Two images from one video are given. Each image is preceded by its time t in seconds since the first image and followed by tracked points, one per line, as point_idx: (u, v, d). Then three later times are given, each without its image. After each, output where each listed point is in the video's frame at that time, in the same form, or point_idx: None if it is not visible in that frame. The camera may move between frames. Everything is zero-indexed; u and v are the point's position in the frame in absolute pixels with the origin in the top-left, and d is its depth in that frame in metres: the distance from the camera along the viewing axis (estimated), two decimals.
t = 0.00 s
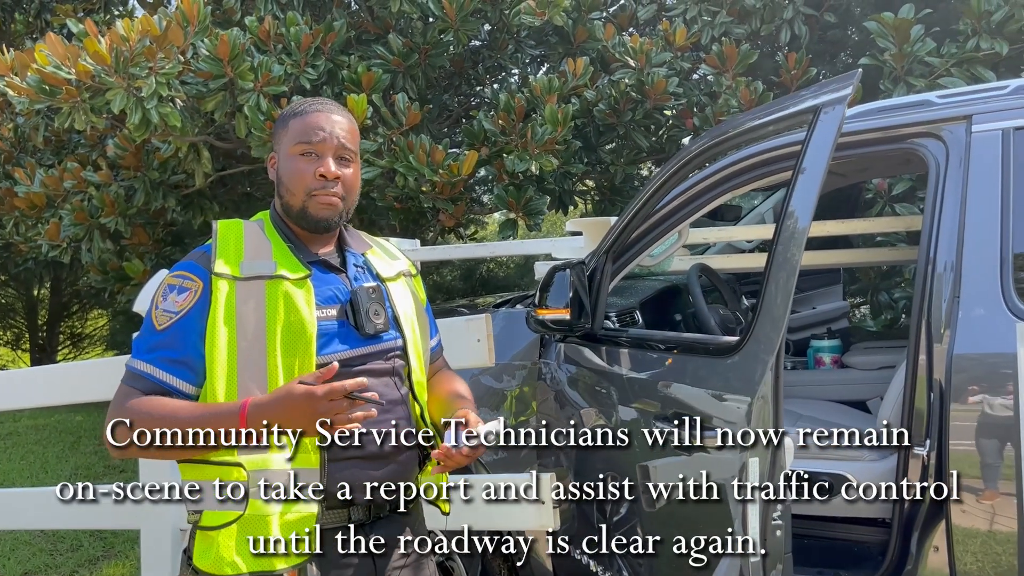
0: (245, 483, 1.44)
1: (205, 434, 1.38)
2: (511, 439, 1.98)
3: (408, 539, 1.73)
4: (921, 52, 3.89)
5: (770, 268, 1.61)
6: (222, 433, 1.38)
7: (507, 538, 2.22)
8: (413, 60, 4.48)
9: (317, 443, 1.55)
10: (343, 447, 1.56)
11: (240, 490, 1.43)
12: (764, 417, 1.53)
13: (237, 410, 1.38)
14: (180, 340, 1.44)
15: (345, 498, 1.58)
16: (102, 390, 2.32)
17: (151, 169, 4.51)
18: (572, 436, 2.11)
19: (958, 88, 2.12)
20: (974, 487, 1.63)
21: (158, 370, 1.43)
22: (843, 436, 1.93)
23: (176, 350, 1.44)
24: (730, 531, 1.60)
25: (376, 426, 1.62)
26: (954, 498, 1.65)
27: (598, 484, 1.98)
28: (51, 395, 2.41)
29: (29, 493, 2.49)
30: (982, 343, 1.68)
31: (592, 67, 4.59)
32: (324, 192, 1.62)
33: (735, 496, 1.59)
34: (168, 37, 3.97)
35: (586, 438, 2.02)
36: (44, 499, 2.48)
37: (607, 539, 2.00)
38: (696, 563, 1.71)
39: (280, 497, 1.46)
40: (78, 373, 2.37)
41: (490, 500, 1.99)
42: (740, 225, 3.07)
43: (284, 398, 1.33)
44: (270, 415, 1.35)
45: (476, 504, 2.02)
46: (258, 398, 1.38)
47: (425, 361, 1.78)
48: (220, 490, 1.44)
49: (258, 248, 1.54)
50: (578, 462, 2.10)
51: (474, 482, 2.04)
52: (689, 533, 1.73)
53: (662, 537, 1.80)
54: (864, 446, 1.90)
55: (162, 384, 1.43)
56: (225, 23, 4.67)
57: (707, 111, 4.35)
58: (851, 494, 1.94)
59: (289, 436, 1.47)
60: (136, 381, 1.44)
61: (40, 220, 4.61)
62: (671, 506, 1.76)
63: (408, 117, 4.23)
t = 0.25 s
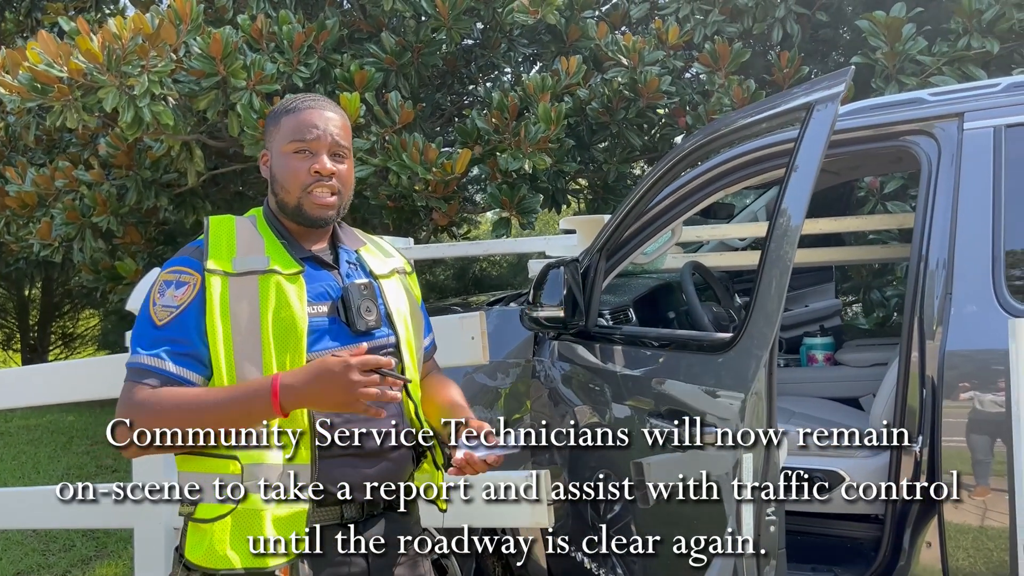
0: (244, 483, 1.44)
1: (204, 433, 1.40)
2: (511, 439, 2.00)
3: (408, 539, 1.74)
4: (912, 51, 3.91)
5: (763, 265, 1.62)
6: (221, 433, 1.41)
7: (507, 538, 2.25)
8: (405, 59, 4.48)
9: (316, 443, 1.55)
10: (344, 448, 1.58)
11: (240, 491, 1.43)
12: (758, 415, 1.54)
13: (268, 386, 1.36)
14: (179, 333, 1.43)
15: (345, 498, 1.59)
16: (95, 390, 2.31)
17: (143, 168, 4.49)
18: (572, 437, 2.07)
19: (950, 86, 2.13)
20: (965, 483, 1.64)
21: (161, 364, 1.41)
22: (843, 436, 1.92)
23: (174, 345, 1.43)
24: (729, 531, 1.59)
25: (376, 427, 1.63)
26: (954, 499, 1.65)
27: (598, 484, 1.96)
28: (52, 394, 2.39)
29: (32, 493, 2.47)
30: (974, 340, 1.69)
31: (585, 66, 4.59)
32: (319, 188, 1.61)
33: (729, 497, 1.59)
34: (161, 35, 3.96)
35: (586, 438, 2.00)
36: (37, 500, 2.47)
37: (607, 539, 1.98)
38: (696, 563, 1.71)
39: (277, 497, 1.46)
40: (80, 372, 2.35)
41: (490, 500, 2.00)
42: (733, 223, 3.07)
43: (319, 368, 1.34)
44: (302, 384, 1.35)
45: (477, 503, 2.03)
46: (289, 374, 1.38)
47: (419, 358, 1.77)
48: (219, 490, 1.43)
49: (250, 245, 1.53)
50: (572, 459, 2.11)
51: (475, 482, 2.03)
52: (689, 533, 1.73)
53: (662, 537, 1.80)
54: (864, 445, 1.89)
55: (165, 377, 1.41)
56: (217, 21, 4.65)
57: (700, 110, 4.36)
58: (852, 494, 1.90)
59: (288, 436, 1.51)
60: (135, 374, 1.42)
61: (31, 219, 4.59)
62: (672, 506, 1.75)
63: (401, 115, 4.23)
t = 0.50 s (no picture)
0: (244, 483, 1.47)
1: (205, 434, 1.39)
2: (510, 439, 2.03)
3: (409, 540, 1.76)
4: (906, 50, 3.92)
5: (756, 263, 1.62)
6: (222, 433, 1.39)
7: (507, 538, 2.27)
8: (400, 57, 4.47)
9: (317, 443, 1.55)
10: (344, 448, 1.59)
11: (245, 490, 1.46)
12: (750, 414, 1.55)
13: (298, 401, 1.42)
14: (188, 335, 1.45)
15: (345, 498, 1.60)
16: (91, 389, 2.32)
17: (138, 166, 4.48)
18: (573, 437, 2.07)
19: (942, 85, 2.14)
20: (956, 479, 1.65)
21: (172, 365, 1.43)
22: (844, 437, 1.93)
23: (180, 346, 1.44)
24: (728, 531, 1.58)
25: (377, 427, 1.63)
26: (955, 499, 1.65)
27: (598, 484, 1.97)
28: (51, 393, 2.38)
29: (28, 492, 2.48)
30: (965, 338, 1.70)
31: (579, 64, 4.60)
32: (309, 190, 1.62)
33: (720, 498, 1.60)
34: (155, 34, 3.95)
35: (587, 438, 1.99)
36: (33, 499, 2.48)
37: (608, 539, 1.96)
38: (695, 563, 1.69)
39: (280, 497, 1.49)
40: (79, 369, 2.35)
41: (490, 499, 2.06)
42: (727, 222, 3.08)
43: (353, 393, 1.43)
44: (336, 405, 1.42)
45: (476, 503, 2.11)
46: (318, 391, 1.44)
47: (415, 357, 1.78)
48: (219, 490, 1.46)
49: (250, 244, 1.54)
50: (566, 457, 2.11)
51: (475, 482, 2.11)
52: (689, 533, 1.71)
53: (662, 537, 1.79)
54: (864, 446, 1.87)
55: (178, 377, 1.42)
56: (212, 20, 4.65)
57: (694, 108, 4.37)
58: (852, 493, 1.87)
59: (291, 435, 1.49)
60: (145, 375, 1.42)
61: (25, 218, 4.58)
62: (671, 506, 1.75)
63: (395, 114, 4.23)
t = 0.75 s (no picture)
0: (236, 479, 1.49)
1: (205, 434, 1.41)
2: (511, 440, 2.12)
3: (408, 540, 1.79)
4: (900, 47, 3.94)
5: (747, 258, 1.64)
6: (222, 433, 1.42)
7: (507, 538, 2.31)
8: (396, 54, 4.48)
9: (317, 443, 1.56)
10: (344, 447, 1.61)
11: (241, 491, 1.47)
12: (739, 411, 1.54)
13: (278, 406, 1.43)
14: (183, 330, 1.45)
15: (346, 498, 1.63)
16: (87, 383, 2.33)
17: (134, 163, 4.49)
18: (572, 437, 2.07)
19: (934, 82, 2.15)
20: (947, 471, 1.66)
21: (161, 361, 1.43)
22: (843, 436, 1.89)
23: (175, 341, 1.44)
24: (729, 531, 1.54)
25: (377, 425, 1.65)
26: (956, 500, 1.65)
27: (598, 484, 1.96)
28: (50, 388, 2.39)
29: (24, 486, 2.49)
30: (956, 332, 1.71)
31: (575, 61, 4.62)
32: (306, 185, 1.63)
33: (710, 496, 1.59)
34: (151, 30, 3.95)
35: (587, 438, 1.99)
36: (29, 494, 2.49)
37: (607, 540, 1.95)
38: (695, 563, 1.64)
39: (279, 497, 1.51)
40: (78, 363, 2.36)
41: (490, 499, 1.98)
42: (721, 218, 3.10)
43: (329, 398, 1.43)
44: (314, 411, 1.43)
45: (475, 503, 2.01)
46: (299, 395, 1.46)
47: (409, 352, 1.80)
48: (219, 490, 1.47)
49: (249, 240, 1.55)
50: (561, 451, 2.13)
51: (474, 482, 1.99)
52: (688, 533, 1.68)
53: (662, 536, 1.77)
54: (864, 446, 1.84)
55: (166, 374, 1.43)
56: (208, 16, 4.65)
57: (689, 105, 4.38)
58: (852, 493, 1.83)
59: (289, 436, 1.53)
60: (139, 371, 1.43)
61: (22, 214, 4.58)
62: (671, 506, 1.72)
63: (391, 110, 4.24)
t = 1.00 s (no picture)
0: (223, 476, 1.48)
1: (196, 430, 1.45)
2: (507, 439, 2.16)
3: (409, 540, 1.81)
4: (895, 44, 3.95)
5: (737, 255, 1.65)
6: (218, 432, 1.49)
7: (507, 538, 2.31)
8: (393, 51, 4.48)
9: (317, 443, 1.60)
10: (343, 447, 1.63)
11: (240, 490, 1.49)
12: (729, 410, 1.55)
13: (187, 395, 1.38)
14: (164, 325, 1.47)
15: (346, 498, 1.65)
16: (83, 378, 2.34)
17: (132, 160, 4.50)
18: (573, 437, 2.05)
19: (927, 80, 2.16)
20: (940, 468, 1.66)
21: (130, 356, 1.47)
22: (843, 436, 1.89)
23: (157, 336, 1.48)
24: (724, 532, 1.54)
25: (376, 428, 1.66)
26: (956, 500, 1.64)
27: (598, 484, 1.94)
28: (48, 383, 2.40)
29: (22, 481, 2.51)
30: (945, 329, 1.72)
31: (572, 58, 4.63)
32: (304, 167, 1.64)
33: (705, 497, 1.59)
34: (148, 28, 3.96)
35: (587, 438, 1.97)
36: (27, 489, 2.50)
37: (608, 540, 1.93)
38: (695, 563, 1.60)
39: (279, 497, 1.53)
40: (75, 359, 2.37)
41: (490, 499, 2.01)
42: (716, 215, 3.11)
43: (227, 375, 1.34)
44: (214, 392, 1.35)
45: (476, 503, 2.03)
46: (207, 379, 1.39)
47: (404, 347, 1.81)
48: (219, 490, 1.48)
49: (239, 236, 1.56)
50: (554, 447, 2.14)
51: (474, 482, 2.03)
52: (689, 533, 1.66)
53: (662, 537, 1.77)
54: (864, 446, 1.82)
55: (132, 369, 1.47)
56: (205, 13, 4.65)
57: (686, 102, 4.39)
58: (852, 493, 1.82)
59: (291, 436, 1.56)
60: (124, 368, 1.48)
61: (20, 211, 4.59)
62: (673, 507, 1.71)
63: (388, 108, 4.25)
